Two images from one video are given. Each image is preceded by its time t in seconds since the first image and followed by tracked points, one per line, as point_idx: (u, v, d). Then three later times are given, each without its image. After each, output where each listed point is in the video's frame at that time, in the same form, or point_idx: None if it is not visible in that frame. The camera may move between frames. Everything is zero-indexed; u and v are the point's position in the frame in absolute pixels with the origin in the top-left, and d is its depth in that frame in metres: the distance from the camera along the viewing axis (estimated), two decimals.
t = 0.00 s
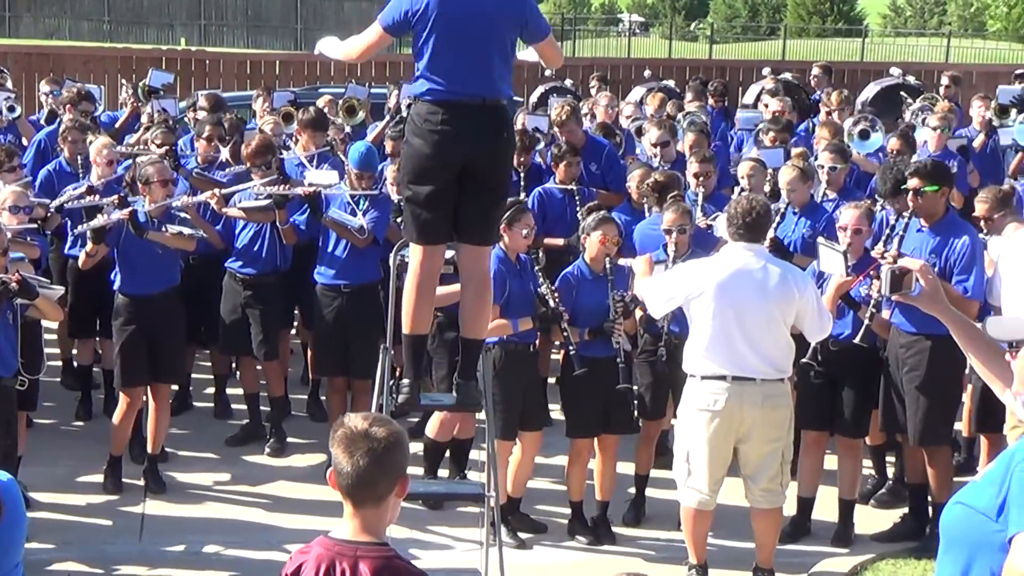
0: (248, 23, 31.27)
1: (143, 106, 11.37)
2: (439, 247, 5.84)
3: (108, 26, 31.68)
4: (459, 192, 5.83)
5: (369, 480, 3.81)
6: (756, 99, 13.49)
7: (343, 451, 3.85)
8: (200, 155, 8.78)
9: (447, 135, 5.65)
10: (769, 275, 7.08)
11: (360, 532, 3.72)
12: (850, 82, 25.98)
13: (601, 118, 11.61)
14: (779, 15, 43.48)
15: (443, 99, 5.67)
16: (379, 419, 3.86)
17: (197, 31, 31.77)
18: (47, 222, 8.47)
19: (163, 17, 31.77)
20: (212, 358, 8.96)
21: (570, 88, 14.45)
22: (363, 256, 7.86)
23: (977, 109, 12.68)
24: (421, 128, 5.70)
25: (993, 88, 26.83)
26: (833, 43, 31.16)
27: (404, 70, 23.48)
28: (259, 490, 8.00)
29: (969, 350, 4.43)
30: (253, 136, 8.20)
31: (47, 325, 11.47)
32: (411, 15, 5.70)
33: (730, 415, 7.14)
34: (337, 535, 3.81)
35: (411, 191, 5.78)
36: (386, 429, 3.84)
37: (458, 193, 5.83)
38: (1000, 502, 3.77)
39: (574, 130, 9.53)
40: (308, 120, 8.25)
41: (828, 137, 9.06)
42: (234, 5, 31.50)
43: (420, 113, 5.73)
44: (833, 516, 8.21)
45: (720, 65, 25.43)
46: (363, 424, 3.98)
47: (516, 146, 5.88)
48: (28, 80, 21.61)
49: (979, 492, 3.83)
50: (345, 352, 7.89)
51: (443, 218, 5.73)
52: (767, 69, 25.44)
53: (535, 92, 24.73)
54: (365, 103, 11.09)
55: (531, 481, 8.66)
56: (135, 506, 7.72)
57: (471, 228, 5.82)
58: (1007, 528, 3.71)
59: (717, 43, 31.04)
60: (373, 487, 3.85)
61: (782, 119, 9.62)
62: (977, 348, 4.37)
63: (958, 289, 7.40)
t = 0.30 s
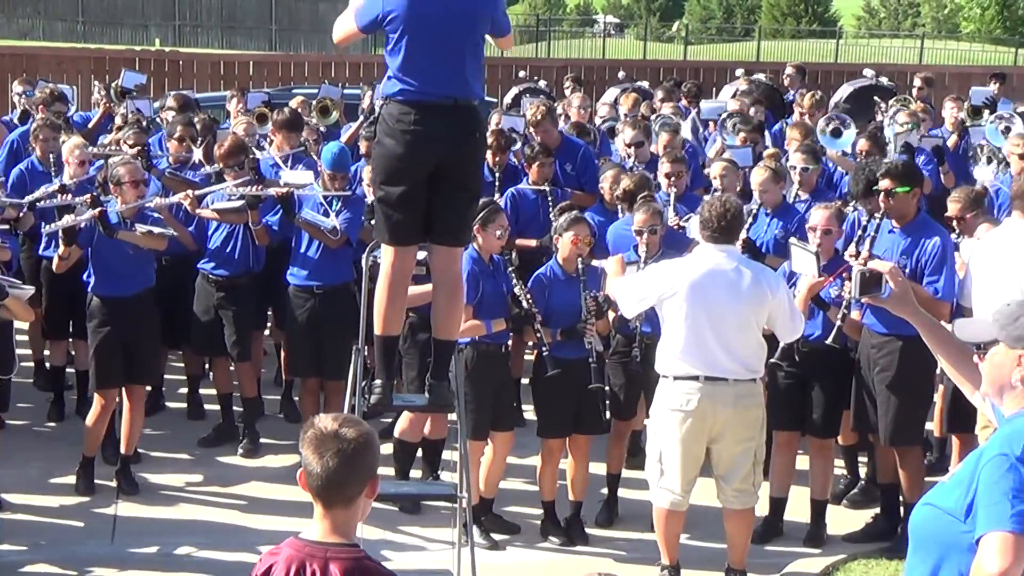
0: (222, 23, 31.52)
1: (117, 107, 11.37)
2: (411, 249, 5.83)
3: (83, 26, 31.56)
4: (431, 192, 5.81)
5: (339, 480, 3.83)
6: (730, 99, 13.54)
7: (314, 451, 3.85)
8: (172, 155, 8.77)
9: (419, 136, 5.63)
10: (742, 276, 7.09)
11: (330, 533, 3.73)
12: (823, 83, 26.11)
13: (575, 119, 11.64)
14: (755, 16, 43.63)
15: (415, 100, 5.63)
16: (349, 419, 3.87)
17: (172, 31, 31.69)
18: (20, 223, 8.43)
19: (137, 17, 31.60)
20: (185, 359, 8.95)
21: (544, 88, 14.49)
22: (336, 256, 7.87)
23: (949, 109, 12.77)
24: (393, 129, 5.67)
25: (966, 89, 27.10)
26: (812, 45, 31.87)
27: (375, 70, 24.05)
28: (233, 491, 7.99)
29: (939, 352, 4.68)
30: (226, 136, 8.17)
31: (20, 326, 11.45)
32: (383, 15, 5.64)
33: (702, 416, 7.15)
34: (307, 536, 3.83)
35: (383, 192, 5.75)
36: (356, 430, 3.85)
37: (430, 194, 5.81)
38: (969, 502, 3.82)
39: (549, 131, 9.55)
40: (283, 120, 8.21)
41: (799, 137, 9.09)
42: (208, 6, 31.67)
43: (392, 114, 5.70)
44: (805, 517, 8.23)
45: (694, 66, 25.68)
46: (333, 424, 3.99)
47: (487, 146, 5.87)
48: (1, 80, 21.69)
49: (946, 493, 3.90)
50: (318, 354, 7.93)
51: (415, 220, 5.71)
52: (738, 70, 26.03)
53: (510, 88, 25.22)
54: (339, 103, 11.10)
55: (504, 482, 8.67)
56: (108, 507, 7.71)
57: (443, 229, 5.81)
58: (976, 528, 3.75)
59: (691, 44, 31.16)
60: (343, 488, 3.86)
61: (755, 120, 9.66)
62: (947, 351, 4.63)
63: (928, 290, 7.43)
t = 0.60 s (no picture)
0: (197, 24, 31.52)
1: (90, 107, 11.37)
2: (381, 249, 5.81)
3: (56, 27, 31.38)
4: (401, 192, 5.80)
5: (310, 480, 3.84)
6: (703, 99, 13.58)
7: (285, 451, 3.87)
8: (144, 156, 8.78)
9: (387, 136, 5.61)
10: (715, 275, 7.09)
11: (301, 533, 3.74)
12: (797, 82, 26.23)
13: (549, 118, 11.66)
14: (730, 14, 43.74)
15: (384, 100, 5.62)
16: (320, 419, 3.88)
17: (146, 31, 31.78)
18: None
19: (112, 18, 31.82)
20: (159, 360, 8.95)
21: (518, 87, 14.51)
22: (309, 257, 7.87)
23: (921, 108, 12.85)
24: (362, 129, 5.66)
25: (938, 88, 27.32)
26: (785, 44, 32.16)
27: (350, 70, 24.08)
28: (208, 492, 7.98)
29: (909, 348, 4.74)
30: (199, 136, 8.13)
31: None
32: (350, 15, 5.60)
33: (675, 416, 7.15)
34: (279, 535, 3.84)
35: (353, 192, 5.74)
36: (327, 429, 3.86)
37: (400, 194, 5.79)
38: (938, 500, 3.82)
39: (526, 129, 9.51)
40: (257, 119, 8.19)
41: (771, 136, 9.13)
42: (183, 6, 31.77)
43: (361, 114, 5.69)
44: (778, 515, 8.26)
45: (669, 65, 25.92)
46: (305, 424, 4.01)
47: (457, 146, 5.86)
48: None
49: (916, 490, 3.90)
50: (291, 357, 7.94)
51: (384, 220, 5.71)
52: (713, 69, 26.35)
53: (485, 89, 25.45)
54: (313, 104, 11.11)
55: (478, 482, 8.67)
56: (81, 509, 7.69)
57: (413, 230, 5.80)
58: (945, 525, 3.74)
59: (666, 43, 31.25)
60: (315, 487, 3.88)
61: (729, 119, 9.68)
62: (917, 349, 4.69)
63: (899, 288, 7.45)
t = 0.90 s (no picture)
0: (169, 27, 31.92)
1: (59, 112, 11.39)
2: (347, 248, 5.80)
3: (26, 31, 30.97)
4: (365, 192, 5.78)
5: (278, 480, 3.84)
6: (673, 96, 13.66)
7: (251, 451, 3.86)
8: (113, 158, 8.81)
9: (350, 136, 5.58)
10: (684, 270, 7.10)
11: (268, 534, 3.74)
12: (768, 79, 26.39)
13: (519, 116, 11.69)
14: (699, 11, 43.85)
15: (346, 100, 5.58)
16: (286, 419, 3.87)
17: (116, 35, 32.18)
18: None
19: (81, 21, 32.06)
20: (131, 363, 8.96)
21: (488, 86, 14.56)
22: (280, 259, 7.88)
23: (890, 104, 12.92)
24: (324, 129, 5.63)
25: (908, 83, 27.43)
26: (756, 40, 32.33)
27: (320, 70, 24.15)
28: (183, 495, 7.98)
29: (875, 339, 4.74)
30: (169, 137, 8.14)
31: None
32: (310, 15, 5.56)
33: (648, 410, 7.17)
34: (247, 536, 3.85)
35: (316, 192, 5.71)
36: (293, 429, 3.84)
37: (364, 193, 5.77)
38: (904, 492, 3.87)
39: (502, 123, 9.64)
40: (227, 120, 8.21)
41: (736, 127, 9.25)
42: (153, 8, 32.22)
43: (323, 114, 5.65)
44: (751, 510, 8.28)
45: (639, 62, 26.13)
46: (272, 424, 3.99)
47: (420, 145, 5.83)
48: None
49: (882, 483, 3.94)
50: (263, 357, 7.95)
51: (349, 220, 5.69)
52: (683, 66, 26.48)
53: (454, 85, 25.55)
54: (283, 105, 11.15)
55: (451, 480, 8.68)
56: (55, 514, 7.68)
57: (377, 229, 5.78)
58: (912, 519, 3.80)
59: (638, 42, 31.42)
60: (282, 487, 3.87)
61: (698, 114, 9.73)
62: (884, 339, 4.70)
63: (869, 280, 7.45)
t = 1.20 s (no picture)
0: (141, 31, 31.81)
1: (31, 116, 11.41)
2: (312, 250, 5.83)
3: None
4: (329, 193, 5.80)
5: (249, 482, 3.84)
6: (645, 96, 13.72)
7: (223, 454, 3.85)
8: (84, 162, 8.84)
9: (311, 139, 5.61)
10: (655, 270, 7.12)
11: (240, 537, 3.74)
12: (740, 80, 26.51)
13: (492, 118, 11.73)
14: (673, 12, 43.93)
15: (306, 103, 5.60)
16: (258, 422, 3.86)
17: (89, 40, 32.27)
18: None
19: (54, 26, 32.08)
20: (104, 367, 8.97)
21: (461, 88, 14.60)
22: (253, 261, 7.90)
23: (863, 103, 12.99)
24: (286, 132, 5.65)
25: (880, 84, 27.80)
26: (729, 41, 32.54)
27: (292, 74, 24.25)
28: (157, 499, 7.98)
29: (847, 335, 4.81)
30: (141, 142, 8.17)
31: None
32: (269, 17, 5.54)
33: (622, 411, 7.16)
34: (218, 538, 3.85)
35: (280, 195, 5.74)
36: (264, 433, 3.83)
37: (327, 195, 5.80)
38: (871, 490, 3.87)
39: (481, 121, 9.76)
40: (198, 124, 8.27)
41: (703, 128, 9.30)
42: (126, 13, 32.12)
43: (285, 116, 5.68)
44: (725, 510, 8.30)
45: (612, 64, 26.30)
46: (243, 426, 3.98)
47: (383, 145, 5.84)
48: None
49: (849, 480, 3.94)
50: (237, 361, 7.99)
51: (312, 222, 5.72)
52: (655, 68, 26.71)
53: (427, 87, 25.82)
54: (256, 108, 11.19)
55: (424, 483, 8.70)
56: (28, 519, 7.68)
57: (341, 230, 5.82)
58: (878, 516, 3.79)
59: (612, 43, 31.56)
60: (254, 489, 3.87)
61: (669, 115, 9.77)
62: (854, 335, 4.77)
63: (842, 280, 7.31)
